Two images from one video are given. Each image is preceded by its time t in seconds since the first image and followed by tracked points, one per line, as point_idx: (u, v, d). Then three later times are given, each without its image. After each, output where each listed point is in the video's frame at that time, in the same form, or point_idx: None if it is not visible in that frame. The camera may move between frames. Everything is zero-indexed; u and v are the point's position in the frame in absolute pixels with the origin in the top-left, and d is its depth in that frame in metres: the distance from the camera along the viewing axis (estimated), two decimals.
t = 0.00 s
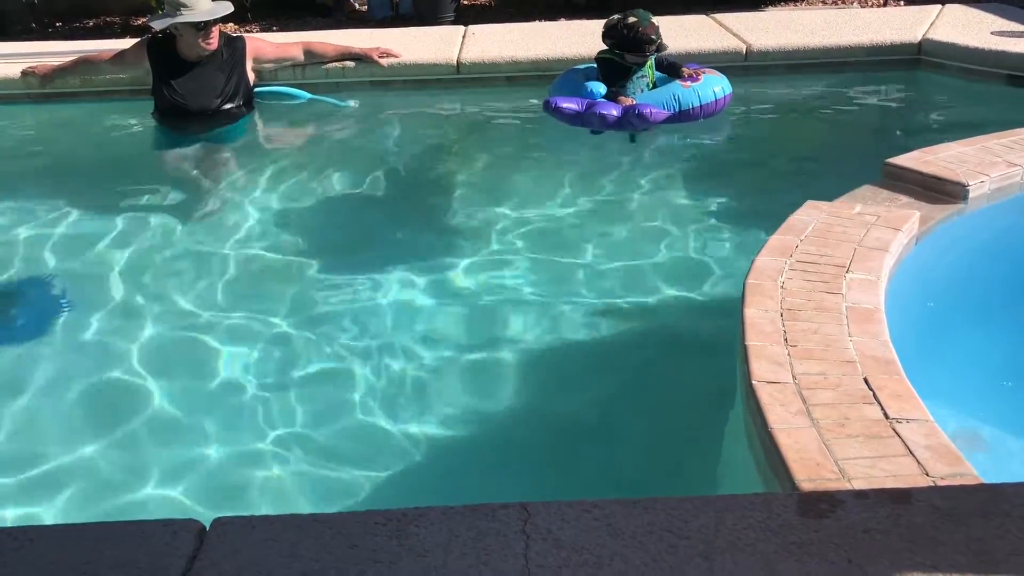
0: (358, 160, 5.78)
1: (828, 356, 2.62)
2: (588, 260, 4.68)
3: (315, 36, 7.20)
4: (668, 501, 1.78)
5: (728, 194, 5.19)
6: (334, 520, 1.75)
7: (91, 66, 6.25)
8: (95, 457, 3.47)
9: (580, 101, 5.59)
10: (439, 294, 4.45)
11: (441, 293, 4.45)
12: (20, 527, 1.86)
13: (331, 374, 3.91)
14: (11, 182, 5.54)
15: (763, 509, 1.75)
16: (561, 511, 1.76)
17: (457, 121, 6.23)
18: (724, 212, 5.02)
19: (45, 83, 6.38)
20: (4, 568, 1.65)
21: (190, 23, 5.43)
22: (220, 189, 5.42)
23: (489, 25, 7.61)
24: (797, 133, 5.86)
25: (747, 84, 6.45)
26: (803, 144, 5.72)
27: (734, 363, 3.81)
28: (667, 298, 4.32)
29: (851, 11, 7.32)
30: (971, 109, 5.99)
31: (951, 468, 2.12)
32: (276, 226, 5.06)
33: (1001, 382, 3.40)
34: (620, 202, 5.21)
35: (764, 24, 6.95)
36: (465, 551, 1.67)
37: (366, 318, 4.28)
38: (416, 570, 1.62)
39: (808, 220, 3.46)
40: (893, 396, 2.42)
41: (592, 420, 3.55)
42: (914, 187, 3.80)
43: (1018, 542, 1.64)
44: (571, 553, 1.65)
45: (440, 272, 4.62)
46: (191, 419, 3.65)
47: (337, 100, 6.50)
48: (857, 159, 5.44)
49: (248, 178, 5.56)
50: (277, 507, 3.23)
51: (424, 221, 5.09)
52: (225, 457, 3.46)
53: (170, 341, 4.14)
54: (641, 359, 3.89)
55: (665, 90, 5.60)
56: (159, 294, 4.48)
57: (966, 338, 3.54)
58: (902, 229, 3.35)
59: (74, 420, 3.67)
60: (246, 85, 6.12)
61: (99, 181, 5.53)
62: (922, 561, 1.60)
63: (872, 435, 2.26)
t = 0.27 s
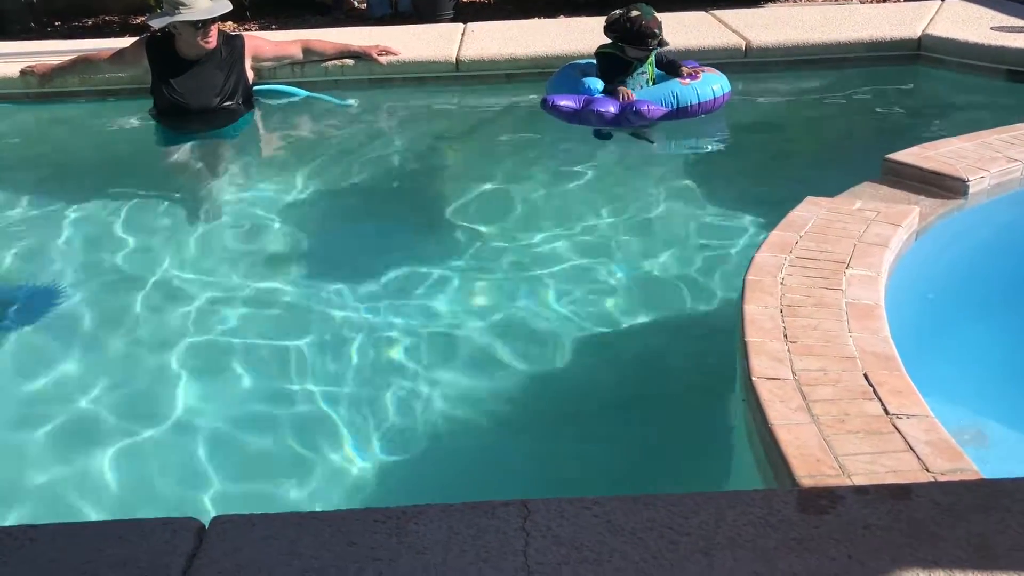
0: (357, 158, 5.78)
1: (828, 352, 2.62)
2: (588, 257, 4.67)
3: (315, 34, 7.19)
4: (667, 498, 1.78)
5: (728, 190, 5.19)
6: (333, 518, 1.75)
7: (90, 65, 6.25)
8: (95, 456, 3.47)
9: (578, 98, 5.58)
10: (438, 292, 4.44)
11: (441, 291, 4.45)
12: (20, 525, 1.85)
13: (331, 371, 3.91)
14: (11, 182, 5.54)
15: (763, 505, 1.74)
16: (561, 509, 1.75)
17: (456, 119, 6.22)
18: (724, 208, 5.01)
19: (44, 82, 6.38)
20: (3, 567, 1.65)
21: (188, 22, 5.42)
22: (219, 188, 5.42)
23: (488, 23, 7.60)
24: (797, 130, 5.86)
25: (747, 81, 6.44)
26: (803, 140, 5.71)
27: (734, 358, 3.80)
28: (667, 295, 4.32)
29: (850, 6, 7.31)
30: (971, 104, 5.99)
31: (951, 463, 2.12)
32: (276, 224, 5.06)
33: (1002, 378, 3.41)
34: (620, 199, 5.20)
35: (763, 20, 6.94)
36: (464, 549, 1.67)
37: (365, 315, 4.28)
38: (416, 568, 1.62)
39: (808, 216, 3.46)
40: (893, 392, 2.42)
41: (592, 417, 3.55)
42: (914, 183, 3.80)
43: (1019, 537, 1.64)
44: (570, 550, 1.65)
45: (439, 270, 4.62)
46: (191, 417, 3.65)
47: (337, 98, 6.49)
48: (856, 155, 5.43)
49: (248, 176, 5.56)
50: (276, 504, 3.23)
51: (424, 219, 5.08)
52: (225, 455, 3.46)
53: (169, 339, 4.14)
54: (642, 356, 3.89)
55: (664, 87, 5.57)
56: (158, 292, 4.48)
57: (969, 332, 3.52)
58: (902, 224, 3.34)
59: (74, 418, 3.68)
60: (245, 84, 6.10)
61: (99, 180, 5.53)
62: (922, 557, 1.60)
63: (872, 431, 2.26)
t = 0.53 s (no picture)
0: (356, 158, 5.77)
1: (827, 350, 2.62)
2: (587, 256, 4.67)
3: (313, 34, 7.19)
4: (667, 496, 1.78)
5: (727, 189, 5.19)
6: (333, 517, 1.75)
7: (88, 65, 6.25)
8: (95, 454, 3.48)
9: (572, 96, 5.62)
10: (437, 291, 4.45)
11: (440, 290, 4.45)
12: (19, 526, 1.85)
13: (330, 370, 3.92)
14: (10, 182, 5.54)
15: (762, 504, 1.74)
16: (560, 508, 1.76)
17: (455, 118, 6.22)
18: (723, 207, 5.01)
19: (42, 83, 6.39)
20: (2, 567, 1.65)
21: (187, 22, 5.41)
22: (219, 188, 5.42)
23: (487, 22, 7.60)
24: (796, 128, 5.86)
25: (746, 80, 6.44)
26: (802, 139, 5.71)
27: (734, 356, 3.81)
28: (667, 294, 4.32)
29: (849, 5, 7.31)
30: (969, 102, 5.99)
31: (950, 461, 2.12)
32: (274, 224, 5.05)
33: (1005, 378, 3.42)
34: (619, 198, 5.20)
35: (762, 19, 6.94)
36: (464, 548, 1.67)
37: (366, 314, 4.29)
38: (416, 567, 1.62)
39: (806, 215, 3.46)
40: (892, 390, 2.42)
41: (593, 415, 3.56)
42: (912, 181, 3.80)
43: (1019, 536, 1.64)
44: (570, 549, 1.65)
45: (439, 269, 4.62)
46: (190, 416, 3.66)
47: (335, 98, 6.49)
48: (855, 154, 5.43)
49: (247, 176, 5.55)
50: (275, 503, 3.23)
51: (423, 218, 5.08)
52: (225, 453, 3.46)
53: (168, 338, 4.15)
54: (641, 354, 3.89)
55: (659, 86, 5.59)
56: (159, 292, 4.49)
57: (970, 332, 3.54)
58: (901, 223, 3.34)
59: (74, 418, 3.68)
60: (243, 85, 6.11)
61: (98, 181, 5.52)
62: (921, 555, 1.60)
63: (871, 429, 2.26)
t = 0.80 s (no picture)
0: (355, 160, 5.77)
1: (826, 351, 2.62)
2: (586, 257, 4.68)
3: (312, 35, 7.19)
4: (666, 497, 1.78)
5: (726, 190, 5.19)
6: (333, 519, 1.75)
7: (87, 67, 6.25)
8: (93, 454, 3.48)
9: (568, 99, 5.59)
10: (436, 292, 4.45)
11: (440, 292, 4.45)
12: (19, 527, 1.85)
13: (329, 370, 3.92)
14: (9, 183, 5.54)
15: (761, 504, 1.75)
16: (560, 509, 1.76)
17: (454, 120, 6.22)
18: (722, 209, 5.02)
19: (41, 84, 6.39)
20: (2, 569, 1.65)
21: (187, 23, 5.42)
22: (218, 190, 5.42)
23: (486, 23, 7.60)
24: (795, 129, 5.86)
25: (744, 81, 6.45)
26: (801, 140, 5.72)
27: (733, 358, 3.80)
28: (667, 294, 4.33)
29: (848, 6, 7.32)
30: (968, 103, 5.99)
31: (949, 462, 2.12)
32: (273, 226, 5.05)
33: (1005, 377, 3.41)
34: (618, 200, 5.21)
35: (761, 20, 6.95)
36: (463, 549, 1.67)
37: (366, 316, 4.28)
38: (415, 568, 1.62)
39: (805, 216, 3.46)
40: (891, 391, 2.43)
41: (593, 416, 3.56)
42: (911, 183, 3.80)
43: (1017, 536, 1.64)
44: (569, 550, 1.65)
45: (438, 270, 4.62)
46: (190, 417, 3.66)
47: (335, 99, 6.49)
48: (854, 155, 5.44)
49: (246, 177, 5.55)
50: (274, 505, 3.23)
51: (422, 219, 5.09)
52: (224, 454, 3.47)
53: (167, 339, 4.15)
54: (640, 355, 3.90)
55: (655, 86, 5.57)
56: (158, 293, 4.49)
57: (969, 332, 3.54)
58: (900, 224, 3.35)
59: (73, 418, 3.69)
60: (243, 86, 6.10)
61: (97, 182, 5.53)
62: (920, 556, 1.60)
63: (870, 430, 2.26)
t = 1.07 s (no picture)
0: (355, 161, 5.78)
1: (825, 352, 2.63)
2: (585, 258, 4.68)
3: (312, 36, 7.19)
4: (666, 498, 1.78)
5: (725, 191, 5.19)
6: (332, 520, 1.75)
7: (86, 69, 6.25)
8: (92, 456, 3.48)
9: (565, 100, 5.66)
10: (435, 293, 4.45)
11: (439, 293, 4.45)
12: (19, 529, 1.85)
13: (330, 371, 3.93)
14: (8, 185, 5.54)
15: (761, 506, 1.75)
16: (560, 510, 1.76)
17: (453, 121, 6.23)
18: (721, 210, 5.02)
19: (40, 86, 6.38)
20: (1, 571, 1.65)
21: (187, 24, 5.42)
22: (217, 191, 5.41)
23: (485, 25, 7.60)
24: (794, 131, 5.86)
25: (743, 82, 6.45)
26: (800, 141, 5.72)
27: (733, 361, 3.80)
28: (666, 296, 4.33)
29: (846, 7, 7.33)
30: (967, 104, 5.99)
31: (949, 463, 2.12)
32: (273, 227, 5.05)
33: (1004, 379, 3.42)
34: (617, 201, 5.21)
35: (759, 21, 6.96)
36: (463, 550, 1.67)
37: (365, 317, 4.28)
38: (415, 570, 1.62)
39: (805, 217, 3.46)
40: (891, 392, 2.43)
41: (593, 417, 3.56)
42: (910, 183, 3.81)
43: (1016, 537, 1.64)
44: (569, 551, 1.65)
45: (438, 271, 4.62)
46: (188, 419, 3.66)
47: (334, 101, 6.49)
48: (853, 156, 5.44)
49: (246, 179, 5.55)
50: (271, 507, 3.23)
51: (421, 221, 5.09)
52: (223, 456, 3.46)
53: (167, 340, 4.15)
54: (639, 356, 3.90)
55: (652, 87, 5.61)
56: (157, 295, 4.48)
57: (969, 334, 3.54)
58: (899, 225, 3.36)
59: (72, 420, 3.69)
60: (242, 88, 6.11)
61: (96, 184, 5.53)
62: (920, 556, 1.60)
63: (870, 431, 2.26)
